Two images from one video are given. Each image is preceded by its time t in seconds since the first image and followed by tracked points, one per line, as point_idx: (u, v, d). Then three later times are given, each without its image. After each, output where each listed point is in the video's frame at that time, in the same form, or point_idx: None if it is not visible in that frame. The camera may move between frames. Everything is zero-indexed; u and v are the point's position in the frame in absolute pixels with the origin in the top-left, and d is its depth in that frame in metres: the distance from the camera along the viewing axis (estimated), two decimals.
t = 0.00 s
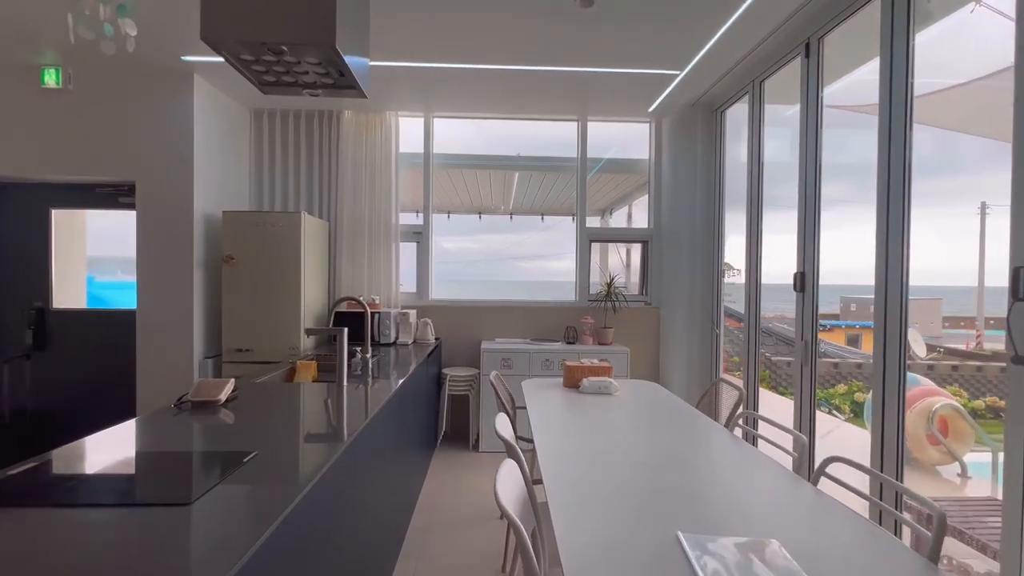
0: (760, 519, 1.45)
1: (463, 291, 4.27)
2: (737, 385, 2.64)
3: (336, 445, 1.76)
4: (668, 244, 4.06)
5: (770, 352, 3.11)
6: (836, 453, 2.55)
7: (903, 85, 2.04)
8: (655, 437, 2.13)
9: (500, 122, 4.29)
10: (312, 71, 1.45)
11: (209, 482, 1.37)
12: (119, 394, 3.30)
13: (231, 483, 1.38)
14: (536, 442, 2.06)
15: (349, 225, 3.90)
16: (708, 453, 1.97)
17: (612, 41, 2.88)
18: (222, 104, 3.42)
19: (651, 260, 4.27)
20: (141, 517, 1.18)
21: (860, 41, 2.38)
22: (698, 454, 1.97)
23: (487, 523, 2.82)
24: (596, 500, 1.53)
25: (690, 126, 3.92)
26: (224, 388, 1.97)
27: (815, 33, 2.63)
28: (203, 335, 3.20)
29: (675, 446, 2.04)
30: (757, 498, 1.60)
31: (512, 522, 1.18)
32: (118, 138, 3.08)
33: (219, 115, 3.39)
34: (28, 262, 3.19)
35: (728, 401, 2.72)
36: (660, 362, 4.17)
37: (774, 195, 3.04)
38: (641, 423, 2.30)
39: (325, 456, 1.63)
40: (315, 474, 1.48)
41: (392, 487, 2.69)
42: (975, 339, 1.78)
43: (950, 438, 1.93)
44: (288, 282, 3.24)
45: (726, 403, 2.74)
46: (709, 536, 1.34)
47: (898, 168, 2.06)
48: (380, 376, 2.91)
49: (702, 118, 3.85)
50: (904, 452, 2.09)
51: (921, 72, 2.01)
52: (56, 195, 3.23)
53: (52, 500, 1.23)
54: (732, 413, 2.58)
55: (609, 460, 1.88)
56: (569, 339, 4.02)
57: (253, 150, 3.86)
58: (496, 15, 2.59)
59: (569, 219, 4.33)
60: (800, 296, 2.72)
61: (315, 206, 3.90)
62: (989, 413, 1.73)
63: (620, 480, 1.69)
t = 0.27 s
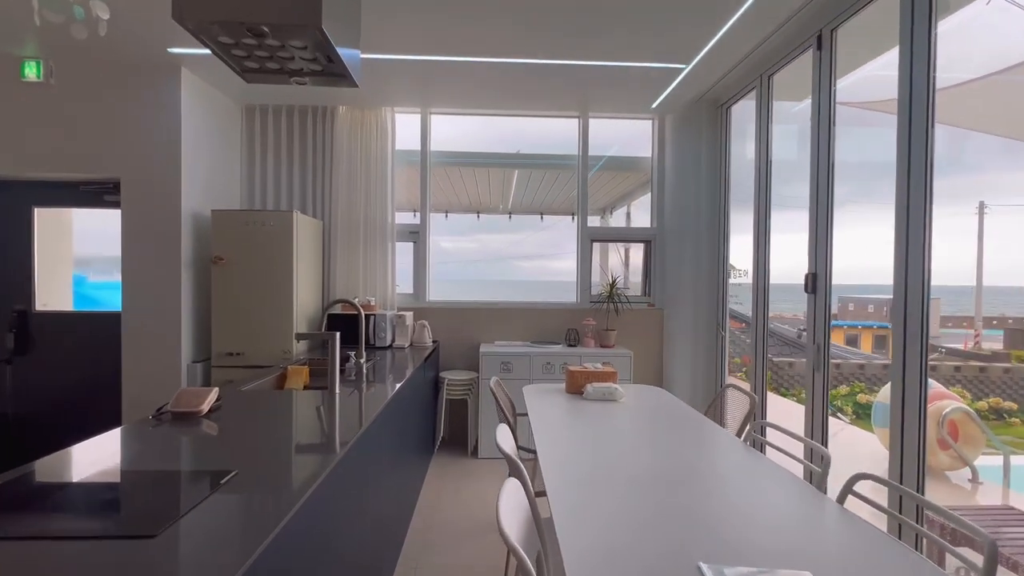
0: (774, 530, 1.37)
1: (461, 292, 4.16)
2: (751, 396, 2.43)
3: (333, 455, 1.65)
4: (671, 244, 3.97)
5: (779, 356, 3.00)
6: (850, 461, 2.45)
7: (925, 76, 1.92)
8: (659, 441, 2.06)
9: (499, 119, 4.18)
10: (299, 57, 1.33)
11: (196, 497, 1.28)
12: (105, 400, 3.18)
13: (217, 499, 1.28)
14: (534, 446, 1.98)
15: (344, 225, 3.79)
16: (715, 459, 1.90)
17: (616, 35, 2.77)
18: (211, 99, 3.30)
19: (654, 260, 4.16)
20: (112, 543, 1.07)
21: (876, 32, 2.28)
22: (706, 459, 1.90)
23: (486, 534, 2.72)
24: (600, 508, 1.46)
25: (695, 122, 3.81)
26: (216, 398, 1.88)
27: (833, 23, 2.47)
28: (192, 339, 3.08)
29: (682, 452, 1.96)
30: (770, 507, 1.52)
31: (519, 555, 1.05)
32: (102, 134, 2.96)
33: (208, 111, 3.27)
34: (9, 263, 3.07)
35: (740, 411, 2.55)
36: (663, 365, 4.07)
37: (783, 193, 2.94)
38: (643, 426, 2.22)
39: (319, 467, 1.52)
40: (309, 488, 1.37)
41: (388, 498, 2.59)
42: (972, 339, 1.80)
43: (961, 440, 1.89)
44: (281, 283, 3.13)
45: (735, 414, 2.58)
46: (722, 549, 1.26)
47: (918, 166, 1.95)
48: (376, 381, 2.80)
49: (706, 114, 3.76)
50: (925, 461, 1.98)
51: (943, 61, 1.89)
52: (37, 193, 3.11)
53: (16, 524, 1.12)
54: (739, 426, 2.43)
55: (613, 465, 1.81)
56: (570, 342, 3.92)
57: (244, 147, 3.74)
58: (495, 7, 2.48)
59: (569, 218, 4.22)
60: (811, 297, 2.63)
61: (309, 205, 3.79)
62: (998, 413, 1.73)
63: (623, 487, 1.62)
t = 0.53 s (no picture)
0: (782, 531, 1.31)
1: (460, 291, 4.05)
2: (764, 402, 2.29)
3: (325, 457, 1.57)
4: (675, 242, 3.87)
5: (788, 358, 2.90)
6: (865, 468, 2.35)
7: (950, 64, 1.81)
8: (670, 444, 1.99)
9: (499, 113, 4.08)
10: (281, 36, 1.23)
11: (183, 499, 1.21)
12: (92, 403, 3.07)
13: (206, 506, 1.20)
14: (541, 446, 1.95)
15: (339, 223, 3.68)
16: (730, 462, 1.83)
17: (620, 24, 2.66)
18: (201, 93, 3.19)
19: (657, 259, 4.06)
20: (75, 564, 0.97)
21: (893, 18, 2.17)
22: (718, 463, 1.83)
23: (486, 543, 2.61)
24: (600, 508, 1.42)
25: (701, 117, 3.71)
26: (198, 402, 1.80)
27: (842, 13, 2.42)
28: (181, 339, 2.98)
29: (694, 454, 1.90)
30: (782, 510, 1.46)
31: None
32: (87, 127, 2.85)
33: (198, 104, 3.17)
34: None
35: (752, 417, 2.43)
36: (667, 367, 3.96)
37: (793, 189, 2.83)
38: (654, 427, 2.17)
39: (313, 470, 1.44)
40: (301, 491, 1.30)
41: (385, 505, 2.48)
42: (974, 338, 1.76)
43: (973, 442, 1.81)
44: (273, 281, 3.02)
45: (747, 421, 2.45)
46: (724, 551, 1.22)
47: (938, 156, 1.85)
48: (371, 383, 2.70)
49: (712, 108, 3.65)
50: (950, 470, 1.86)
51: (967, 47, 1.78)
52: (21, 189, 3.00)
53: None
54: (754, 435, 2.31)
55: (614, 464, 1.76)
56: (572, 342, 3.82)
57: (237, 142, 3.64)
58: None
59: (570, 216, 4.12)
60: (824, 296, 2.51)
61: (303, 203, 3.69)
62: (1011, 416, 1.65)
63: (624, 487, 1.58)
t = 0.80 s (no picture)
0: (785, 531, 1.29)
1: (456, 290, 3.94)
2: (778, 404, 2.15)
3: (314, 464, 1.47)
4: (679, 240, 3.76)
5: (798, 360, 2.78)
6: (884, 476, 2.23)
7: (977, 48, 1.70)
8: (673, 446, 1.93)
9: (496, 108, 3.97)
10: (253, 6, 1.10)
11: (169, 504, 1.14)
12: (74, 407, 2.95)
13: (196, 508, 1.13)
14: (539, 449, 1.90)
15: (332, 220, 3.56)
16: (736, 464, 1.78)
17: (623, 13, 2.54)
18: (187, 85, 3.07)
19: (660, 258, 3.95)
20: None
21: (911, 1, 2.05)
22: (725, 465, 1.77)
23: (483, 554, 2.50)
24: (601, 511, 1.40)
25: (705, 111, 3.60)
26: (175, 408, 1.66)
27: None
28: (166, 341, 2.86)
29: (698, 456, 1.85)
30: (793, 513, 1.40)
31: None
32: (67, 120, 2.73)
33: (184, 96, 3.04)
34: None
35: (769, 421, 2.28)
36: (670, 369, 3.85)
37: (803, 184, 2.72)
38: (657, 428, 2.10)
39: (306, 473, 1.36)
40: (294, 494, 1.23)
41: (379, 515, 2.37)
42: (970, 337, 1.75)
43: (985, 447, 1.71)
44: (261, 280, 2.90)
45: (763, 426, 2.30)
46: (730, 553, 1.19)
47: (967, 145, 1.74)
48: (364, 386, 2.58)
49: (716, 102, 3.54)
50: (976, 479, 1.74)
51: (994, 28, 1.67)
52: None
53: None
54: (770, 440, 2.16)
55: (614, 467, 1.73)
56: (572, 343, 3.71)
57: (225, 137, 3.51)
58: None
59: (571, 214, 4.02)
60: (838, 294, 2.37)
61: (294, 199, 3.57)
62: None
63: (626, 490, 1.54)
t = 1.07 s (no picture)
0: (789, 545, 1.24)
1: (447, 289, 3.82)
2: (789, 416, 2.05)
3: (290, 476, 1.36)
4: (676, 237, 3.66)
5: (801, 361, 2.69)
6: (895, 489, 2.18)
7: (995, 33, 1.60)
8: (671, 452, 1.86)
9: (488, 100, 3.85)
10: None
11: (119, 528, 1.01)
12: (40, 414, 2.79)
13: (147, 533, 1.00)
14: (529, 455, 1.82)
15: (316, 216, 3.42)
16: (737, 472, 1.71)
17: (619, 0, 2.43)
18: (161, 73, 2.91)
19: (657, 256, 3.85)
20: None
21: None
22: (726, 473, 1.71)
23: (474, 567, 2.38)
24: (597, 519, 1.36)
25: (703, 104, 3.50)
26: (134, 420, 1.52)
27: None
28: (138, 344, 2.70)
29: (696, 463, 1.78)
30: (801, 526, 1.34)
31: None
32: (29, 109, 2.57)
33: (157, 85, 2.88)
34: None
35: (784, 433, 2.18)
36: (667, 370, 3.75)
37: (806, 179, 2.62)
38: (653, 433, 2.03)
39: (283, 487, 1.26)
40: (266, 512, 1.12)
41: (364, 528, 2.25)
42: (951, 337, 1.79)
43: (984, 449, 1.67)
44: (239, 278, 2.75)
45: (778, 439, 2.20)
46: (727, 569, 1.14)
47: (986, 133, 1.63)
48: (348, 391, 2.44)
49: (715, 95, 3.43)
50: (995, 489, 1.64)
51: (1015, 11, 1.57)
52: None
53: None
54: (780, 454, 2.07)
55: (613, 472, 1.68)
56: (567, 344, 3.60)
57: (204, 129, 3.36)
58: None
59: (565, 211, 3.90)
60: (843, 293, 2.28)
61: (277, 194, 3.42)
62: None
63: (624, 498, 1.50)
